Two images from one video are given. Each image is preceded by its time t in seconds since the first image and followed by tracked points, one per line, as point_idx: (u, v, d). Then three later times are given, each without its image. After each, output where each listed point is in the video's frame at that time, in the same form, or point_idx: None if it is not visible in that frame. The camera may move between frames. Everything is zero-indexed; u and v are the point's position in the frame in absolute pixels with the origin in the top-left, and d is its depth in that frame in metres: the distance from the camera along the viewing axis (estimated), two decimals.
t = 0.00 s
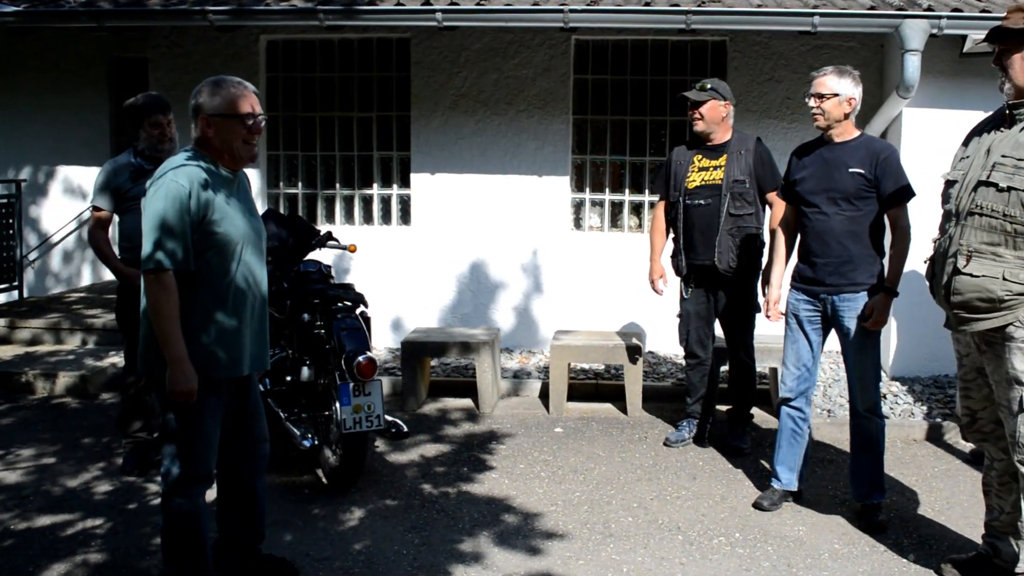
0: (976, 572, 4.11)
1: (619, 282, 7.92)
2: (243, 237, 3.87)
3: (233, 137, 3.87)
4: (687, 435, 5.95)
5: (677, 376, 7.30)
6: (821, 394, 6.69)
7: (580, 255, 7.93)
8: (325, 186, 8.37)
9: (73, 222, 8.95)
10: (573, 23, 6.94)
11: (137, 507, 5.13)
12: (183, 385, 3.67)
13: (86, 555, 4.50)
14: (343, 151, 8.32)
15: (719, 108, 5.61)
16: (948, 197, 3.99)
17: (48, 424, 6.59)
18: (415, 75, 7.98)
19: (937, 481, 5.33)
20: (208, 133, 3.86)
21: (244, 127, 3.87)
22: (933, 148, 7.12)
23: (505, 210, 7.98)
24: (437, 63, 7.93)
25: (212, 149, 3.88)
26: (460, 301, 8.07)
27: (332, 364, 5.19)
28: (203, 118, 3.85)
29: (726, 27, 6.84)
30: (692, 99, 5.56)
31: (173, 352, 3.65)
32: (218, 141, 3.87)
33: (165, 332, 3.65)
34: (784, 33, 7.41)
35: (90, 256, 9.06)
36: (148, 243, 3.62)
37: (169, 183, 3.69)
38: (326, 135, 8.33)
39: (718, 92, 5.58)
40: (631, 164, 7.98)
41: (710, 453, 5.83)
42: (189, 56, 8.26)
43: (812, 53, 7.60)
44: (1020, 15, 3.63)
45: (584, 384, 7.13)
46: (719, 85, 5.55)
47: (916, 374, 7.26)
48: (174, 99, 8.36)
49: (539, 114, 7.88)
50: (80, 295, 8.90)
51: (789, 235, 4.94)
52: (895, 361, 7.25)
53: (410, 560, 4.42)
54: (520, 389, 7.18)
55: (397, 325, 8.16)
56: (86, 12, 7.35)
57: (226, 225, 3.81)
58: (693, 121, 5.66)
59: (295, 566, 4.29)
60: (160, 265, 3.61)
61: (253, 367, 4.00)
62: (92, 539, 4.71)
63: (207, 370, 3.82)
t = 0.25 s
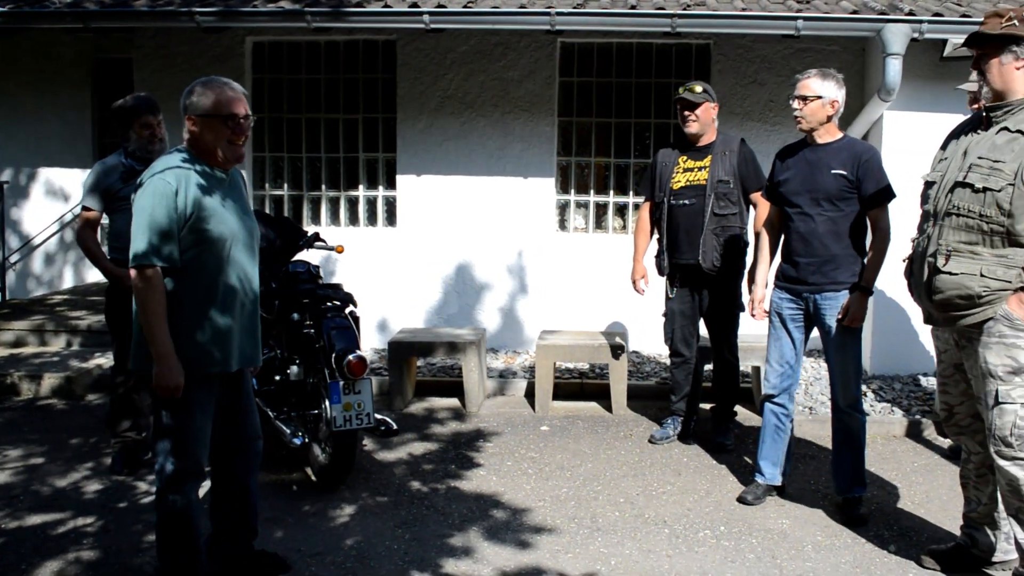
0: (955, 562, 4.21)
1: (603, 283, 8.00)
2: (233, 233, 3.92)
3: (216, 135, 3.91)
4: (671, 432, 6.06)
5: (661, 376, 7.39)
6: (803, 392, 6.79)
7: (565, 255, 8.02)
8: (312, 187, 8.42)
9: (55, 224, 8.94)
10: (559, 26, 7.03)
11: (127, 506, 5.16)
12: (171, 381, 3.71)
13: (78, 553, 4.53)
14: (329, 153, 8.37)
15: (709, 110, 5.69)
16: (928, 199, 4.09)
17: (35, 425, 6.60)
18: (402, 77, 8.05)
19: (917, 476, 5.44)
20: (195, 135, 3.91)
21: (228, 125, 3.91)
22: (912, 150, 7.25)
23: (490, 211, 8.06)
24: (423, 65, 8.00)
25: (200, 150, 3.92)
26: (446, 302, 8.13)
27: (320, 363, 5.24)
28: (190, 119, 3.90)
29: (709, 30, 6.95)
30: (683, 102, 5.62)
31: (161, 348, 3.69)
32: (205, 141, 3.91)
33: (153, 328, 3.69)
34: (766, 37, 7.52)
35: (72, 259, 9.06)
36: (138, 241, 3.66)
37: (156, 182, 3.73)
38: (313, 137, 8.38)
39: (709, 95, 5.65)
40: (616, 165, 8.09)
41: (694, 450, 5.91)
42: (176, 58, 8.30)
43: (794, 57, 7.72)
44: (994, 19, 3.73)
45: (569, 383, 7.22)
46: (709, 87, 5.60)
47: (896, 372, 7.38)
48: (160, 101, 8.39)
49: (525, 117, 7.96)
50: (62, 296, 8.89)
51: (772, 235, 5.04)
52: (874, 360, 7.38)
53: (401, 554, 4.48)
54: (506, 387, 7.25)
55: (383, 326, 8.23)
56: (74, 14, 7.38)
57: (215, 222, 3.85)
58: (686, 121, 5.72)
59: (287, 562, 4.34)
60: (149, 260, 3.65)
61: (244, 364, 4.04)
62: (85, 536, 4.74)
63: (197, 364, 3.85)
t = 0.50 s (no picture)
0: (937, 555, 4.28)
1: (590, 283, 8.05)
2: (221, 229, 3.92)
3: (202, 132, 3.92)
4: (659, 430, 6.08)
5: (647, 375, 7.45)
6: (788, 390, 6.86)
7: (552, 256, 8.06)
8: (300, 187, 8.44)
9: (39, 224, 8.92)
10: (548, 27, 7.08)
11: (115, 504, 5.16)
12: (155, 378, 3.74)
13: (67, 551, 4.54)
14: (317, 153, 8.40)
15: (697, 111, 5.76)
16: (912, 198, 4.16)
17: (21, 425, 6.59)
18: (390, 78, 8.08)
19: (900, 472, 5.51)
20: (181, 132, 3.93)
21: (214, 121, 3.91)
22: (897, 152, 7.34)
23: (478, 211, 8.10)
24: (412, 66, 8.03)
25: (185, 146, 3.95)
26: (434, 303, 8.17)
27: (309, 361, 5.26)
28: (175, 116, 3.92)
29: (695, 32, 7.01)
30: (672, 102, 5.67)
31: (146, 345, 3.70)
32: (191, 138, 3.93)
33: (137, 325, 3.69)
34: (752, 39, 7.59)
35: (55, 260, 9.04)
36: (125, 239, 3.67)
37: (141, 179, 3.74)
38: (301, 137, 8.40)
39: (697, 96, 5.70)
40: (603, 166, 8.15)
41: (680, 448, 5.96)
42: (164, 58, 8.30)
43: (780, 59, 7.79)
44: (985, 19, 3.78)
45: (557, 382, 7.27)
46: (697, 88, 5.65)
47: (879, 373, 7.46)
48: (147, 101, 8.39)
49: (513, 117, 8.00)
50: (48, 296, 8.87)
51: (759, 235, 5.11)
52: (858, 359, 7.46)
53: (390, 550, 4.51)
54: (494, 387, 7.28)
55: (371, 326, 8.25)
56: (62, 13, 7.38)
57: (203, 217, 3.86)
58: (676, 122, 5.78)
59: (277, 559, 4.36)
60: (134, 258, 3.67)
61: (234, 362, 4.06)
62: (73, 534, 4.75)
63: (187, 361, 3.86)
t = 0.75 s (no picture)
0: (922, 551, 4.34)
1: (578, 284, 8.10)
2: (211, 225, 3.93)
3: (195, 132, 3.93)
4: (646, 429, 6.13)
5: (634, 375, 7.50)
6: (774, 390, 6.92)
7: (540, 257, 8.10)
8: (288, 189, 8.45)
9: (25, 225, 8.90)
10: (536, 29, 7.13)
11: (105, 503, 5.16)
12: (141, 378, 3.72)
13: (57, 550, 4.54)
14: (305, 154, 8.41)
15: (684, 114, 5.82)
16: (898, 199, 4.20)
17: (8, 425, 6.57)
18: (379, 80, 8.10)
19: (886, 471, 5.58)
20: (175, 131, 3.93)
21: (207, 121, 3.93)
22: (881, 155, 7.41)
23: (466, 212, 8.13)
24: (400, 68, 8.06)
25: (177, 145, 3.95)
26: (422, 303, 8.19)
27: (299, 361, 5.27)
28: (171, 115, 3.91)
29: (682, 35, 7.07)
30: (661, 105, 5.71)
31: (133, 345, 3.70)
32: (184, 137, 3.93)
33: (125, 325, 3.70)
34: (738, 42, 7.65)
35: (40, 261, 9.01)
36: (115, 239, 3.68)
37: (129, 179, 3.75)
38: (289, 139, 8.41)
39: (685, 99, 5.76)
40: (590, 168, 8.19)
41: (668, 447, 6.00)
42: (151, 59, 8.30)
43: (766, 63, 7.86)
44: (972, 24, 3.84)
45: (546, 383, 7.31)
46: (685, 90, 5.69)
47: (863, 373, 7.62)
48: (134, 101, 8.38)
49: (501, 119, 8.04)
50: (33, 297, 8.84)
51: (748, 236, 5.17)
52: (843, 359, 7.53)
53: (381, 548, 4.54)
54: (482, 387, 7.31)
55: (359, 326, 8.27)
56: (49, 14, 7.36)
57: (192, 214, 3.86)
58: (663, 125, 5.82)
59: (269, 557, 4.37)
60: (123, 258, 3.68)
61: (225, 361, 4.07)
62: (63, 533, 4.75)
63: (178, 359, 3.86)
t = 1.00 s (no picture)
0: (921, 549, 4.36)
1: (576, 283, 8.12)
2: (212, 223, 3.94)
3: (206, 133, 3.96)
4: (645, 428, 6.14)
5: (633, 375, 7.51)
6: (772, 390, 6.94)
7: (538, 257, 8.12)
8: (286, 189, 8.46)
9: (23, 225, 8.89)
10: (534, 29, 7.14)
11: (106, 502, 5.17)
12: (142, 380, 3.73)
13: (59, 548, 4.55)
14: (304, 154, 8.42)
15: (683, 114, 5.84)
16: (897, 199, 4.23)
17: (8, 425, 6.58)
18: (377, 80, 8.11)
19: (883, 469, 5.60)
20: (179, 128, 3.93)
21: (218, 123, 3.99)
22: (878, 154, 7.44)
23: (464, 212, 8.14)
24: (398, 68, 8.08)
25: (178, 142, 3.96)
26: (420, 303, 8.21)
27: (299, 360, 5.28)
28: (180, 113, 3.91)
29: (680, 35, 7.09)
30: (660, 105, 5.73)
31: (137, 346, 3.72)
32: (193, 137, 3.95)
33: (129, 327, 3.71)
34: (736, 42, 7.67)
35: (38, 261, 9.02)
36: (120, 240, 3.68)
37: (130, 181, 3.75)
38: (287, 139, 8.43)
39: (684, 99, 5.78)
40: (588, 168, 8.21)
41: (667, 446, 6.02)
42: (150, 59, 8.31)
43: (763, 63, 7.88)
44: (970, 23, 3.90)
45: (544, 382, 7.32)
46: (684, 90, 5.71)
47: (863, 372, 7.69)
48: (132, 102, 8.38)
49: (499, 119, 8.05)
50: (32, 297, 8.83)
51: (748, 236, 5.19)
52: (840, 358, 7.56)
53: (382, 547, 4.55)
54: (480, 387, 7.32)
55: (358, 326, 8.28)
56: (48, 14, 7.37)
57: (193, 213, 3.87)
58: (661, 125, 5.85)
59: (270, 556, 4.39)
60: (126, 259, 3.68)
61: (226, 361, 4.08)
62: (64, 532, 4.75)
63: (180, 361, 3.87)
